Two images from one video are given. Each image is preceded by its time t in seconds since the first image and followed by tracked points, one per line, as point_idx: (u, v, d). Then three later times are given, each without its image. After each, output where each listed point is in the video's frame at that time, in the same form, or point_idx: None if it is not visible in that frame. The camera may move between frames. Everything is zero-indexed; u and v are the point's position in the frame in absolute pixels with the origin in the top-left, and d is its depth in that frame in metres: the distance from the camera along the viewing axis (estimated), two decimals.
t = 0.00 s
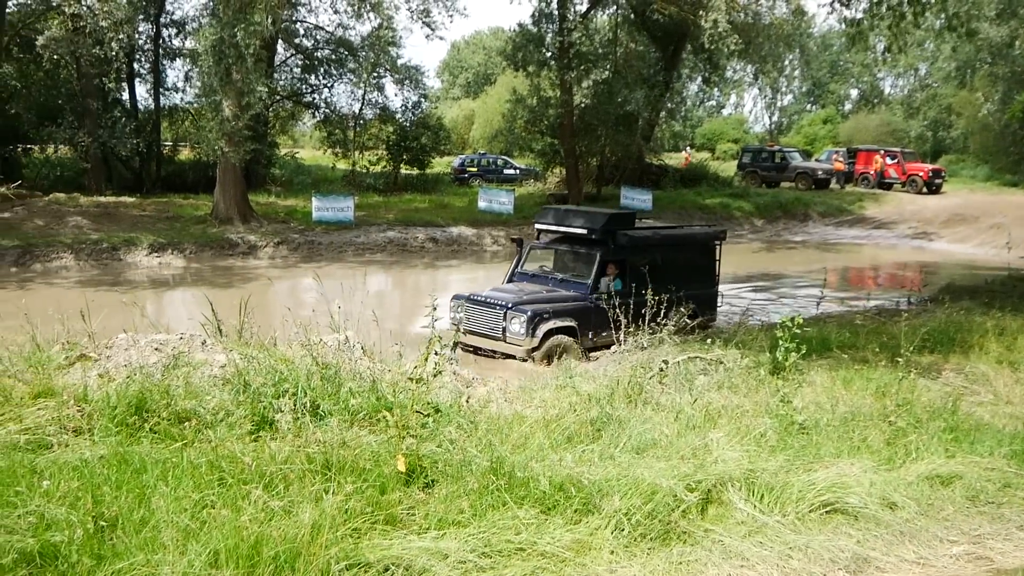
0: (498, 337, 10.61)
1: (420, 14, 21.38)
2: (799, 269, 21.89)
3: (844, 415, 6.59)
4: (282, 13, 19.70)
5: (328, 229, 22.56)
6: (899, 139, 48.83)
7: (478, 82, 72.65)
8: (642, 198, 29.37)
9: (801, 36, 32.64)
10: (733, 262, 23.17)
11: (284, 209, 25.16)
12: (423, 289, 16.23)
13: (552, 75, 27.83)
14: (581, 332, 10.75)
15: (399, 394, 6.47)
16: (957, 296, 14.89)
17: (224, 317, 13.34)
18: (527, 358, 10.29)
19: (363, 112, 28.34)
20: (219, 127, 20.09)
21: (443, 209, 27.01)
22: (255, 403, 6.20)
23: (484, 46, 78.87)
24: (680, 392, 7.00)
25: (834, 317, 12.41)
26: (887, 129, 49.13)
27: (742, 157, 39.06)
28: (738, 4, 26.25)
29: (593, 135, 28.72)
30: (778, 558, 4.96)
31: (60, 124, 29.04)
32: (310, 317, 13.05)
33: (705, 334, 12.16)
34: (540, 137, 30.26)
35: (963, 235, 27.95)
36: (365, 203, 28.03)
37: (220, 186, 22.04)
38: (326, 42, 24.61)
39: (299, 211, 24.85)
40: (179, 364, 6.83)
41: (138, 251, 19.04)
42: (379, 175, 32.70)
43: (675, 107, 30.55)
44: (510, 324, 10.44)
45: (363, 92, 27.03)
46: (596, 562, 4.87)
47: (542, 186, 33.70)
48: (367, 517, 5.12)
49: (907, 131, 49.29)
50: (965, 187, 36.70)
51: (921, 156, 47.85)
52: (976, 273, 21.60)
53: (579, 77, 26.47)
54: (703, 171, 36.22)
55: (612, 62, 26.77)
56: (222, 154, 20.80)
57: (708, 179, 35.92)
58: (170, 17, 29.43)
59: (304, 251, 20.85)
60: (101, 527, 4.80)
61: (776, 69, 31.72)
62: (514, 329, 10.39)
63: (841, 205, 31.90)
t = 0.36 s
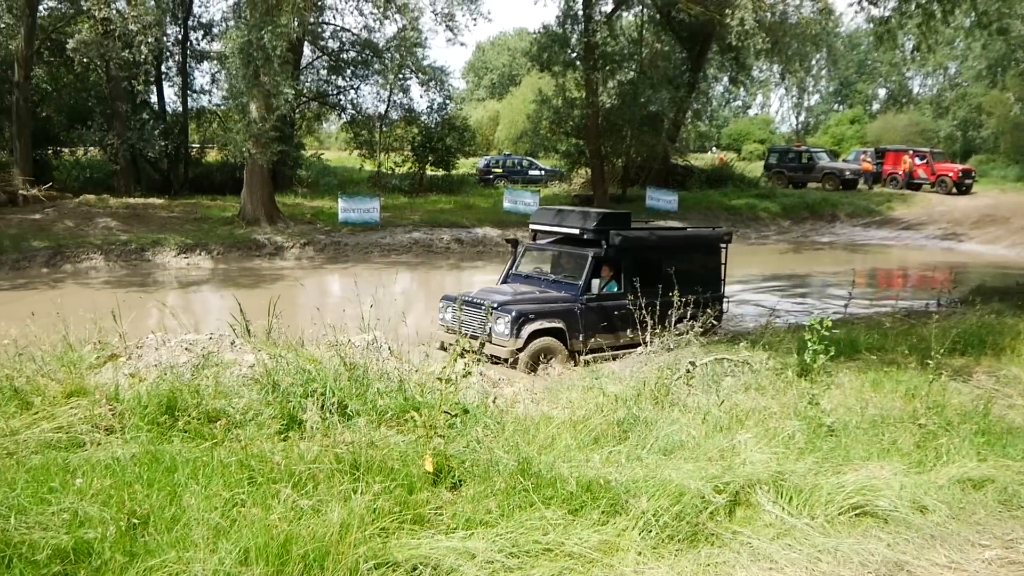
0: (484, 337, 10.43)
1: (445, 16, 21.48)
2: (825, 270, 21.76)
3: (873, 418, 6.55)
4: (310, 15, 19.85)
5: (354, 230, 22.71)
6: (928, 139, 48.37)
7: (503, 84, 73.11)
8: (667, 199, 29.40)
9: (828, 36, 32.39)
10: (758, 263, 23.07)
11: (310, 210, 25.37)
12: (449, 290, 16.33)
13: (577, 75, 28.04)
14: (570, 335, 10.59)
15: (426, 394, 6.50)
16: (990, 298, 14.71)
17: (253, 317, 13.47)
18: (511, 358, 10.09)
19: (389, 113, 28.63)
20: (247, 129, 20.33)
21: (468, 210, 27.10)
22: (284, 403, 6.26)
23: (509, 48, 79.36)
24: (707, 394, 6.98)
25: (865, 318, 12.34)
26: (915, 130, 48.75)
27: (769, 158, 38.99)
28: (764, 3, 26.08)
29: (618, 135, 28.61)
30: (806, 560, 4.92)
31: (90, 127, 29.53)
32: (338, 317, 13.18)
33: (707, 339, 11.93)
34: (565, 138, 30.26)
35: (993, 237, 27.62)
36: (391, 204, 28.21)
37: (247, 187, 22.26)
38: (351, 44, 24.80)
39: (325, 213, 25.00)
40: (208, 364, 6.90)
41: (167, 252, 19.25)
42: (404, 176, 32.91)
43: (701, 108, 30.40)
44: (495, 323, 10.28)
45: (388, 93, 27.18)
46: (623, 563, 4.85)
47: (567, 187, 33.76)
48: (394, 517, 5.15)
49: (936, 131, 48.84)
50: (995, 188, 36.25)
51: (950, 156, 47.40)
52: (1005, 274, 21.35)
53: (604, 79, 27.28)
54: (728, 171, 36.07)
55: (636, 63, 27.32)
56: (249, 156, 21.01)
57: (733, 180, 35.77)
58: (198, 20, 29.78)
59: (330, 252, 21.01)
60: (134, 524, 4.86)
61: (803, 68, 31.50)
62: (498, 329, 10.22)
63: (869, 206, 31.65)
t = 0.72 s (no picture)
0: (470, 338, 9.88)
1: (472, 19, 21.42)
2: (855, 270, 21.59)
3: (905, 419, 6.51)
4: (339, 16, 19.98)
5: (382, 230, 22.82)
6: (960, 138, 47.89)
7: (530, 84, 73.67)
8: (695, 200, 29.54)
9: (858, 34, 32.09)
10: (786, 263, 22.95)
11: (339, 211, 25.55)
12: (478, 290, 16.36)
13: (605, 75, 28.23)
14: (560, 335, 10.29)
15: (456, 393, 6.53)
16: None
17: (284, 316, 13.56)
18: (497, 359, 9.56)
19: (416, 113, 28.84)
20: (277, 129, 20.55)
21: (496, 210, 27.17)
22: (315, 402, 6.30)
23: (537, 48, 79.73)
24: (736, 395, 6.95)
25: (898, 319, 12.23)
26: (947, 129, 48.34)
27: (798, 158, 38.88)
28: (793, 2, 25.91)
29: (646, 135, 28.56)
30: (839, 563, 4.88)
31: (123, 128, 30.02)
32: (367, 317, 13.20)
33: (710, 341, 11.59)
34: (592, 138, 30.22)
35: None
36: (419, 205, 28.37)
37: (277, 188, 22.46)
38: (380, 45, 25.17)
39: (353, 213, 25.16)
40: (240, 363, 6.97)
41: (197, 252, 19.45)
42: (432, 177, 33.08)
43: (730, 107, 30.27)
44: (481, 325, 9.74)
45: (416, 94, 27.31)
46: (653, 564, 4.85)
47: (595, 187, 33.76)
48: (425, 515, 5.19)
49: (968, 130, 48.38)
50: None
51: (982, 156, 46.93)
52: None
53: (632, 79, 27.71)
54: (757, 171, 35.88)
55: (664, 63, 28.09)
56: (279, 157, 21.21)
57: (762, 179, 35.58)
58: (228, 21, 30.07)
59: (358, 253, 21.15)
60: (168, 520, 4.92)
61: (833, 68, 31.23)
62: (484, 330, 9.66)
63: (900, 207, 31.39)
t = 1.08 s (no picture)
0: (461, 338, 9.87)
1: (504, 19, 21.49)
2: (890, 272, 21.37)
3: (941, 424, 6.43)
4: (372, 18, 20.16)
5: (414, 231, 22.97)
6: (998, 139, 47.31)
7: (561, 85, 73.87)
8: (728, 200, 29.33)
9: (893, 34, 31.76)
10: (818, 265, 22.79)
11: (371, 211, 25.76)
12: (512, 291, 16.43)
13: (637, 75, 28.46)
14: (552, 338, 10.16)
15: (489, 393, 6.55)
16: None
17: (320, 315, 13.71)
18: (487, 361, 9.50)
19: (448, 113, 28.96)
20: (310, 130, 20.72)
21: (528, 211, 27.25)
22: (348, 400, 6.36)
23: (570, 49, 79.94)
24: (769, 397, 6.91)
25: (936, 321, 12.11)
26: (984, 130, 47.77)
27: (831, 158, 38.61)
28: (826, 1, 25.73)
29: (678, 136, 28.63)
30: (873, 567, 4.83)
31: (158, 128, 30.49)
32: (404, 318, 13.31)
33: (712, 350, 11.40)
34: (624, 138, 30.14)
35: None
36: (450, 205, 28.50)
37: (310, 187, 22.68)
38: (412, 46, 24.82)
39: (385, 213, 25.33)
40: (274, 362, 7.06)
41: (230, 251, 19.70)
42: (463, 177, 33.25)
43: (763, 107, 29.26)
44: (472, 325, 9.72)
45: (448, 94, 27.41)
46: (685, 566, 4.83)
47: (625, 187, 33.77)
48: (457, 515, 5.22)
49: (1007, 131, 47.75)
50: None
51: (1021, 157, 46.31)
52: None
53: (665, 78, 28.12)
54: (790, 172, 35.63)
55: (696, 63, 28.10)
56: (311, 157, 21.39)
57: (795, 180, 35.34)
58: (262, 23, 30.43)
59: (390, 253, 21.29)
60: (204, 516, 4.99)
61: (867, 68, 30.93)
62: (474, 331, 9.65)
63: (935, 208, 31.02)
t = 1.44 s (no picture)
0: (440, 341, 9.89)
1: (529, 19, 21.54)
2: (918, 274, 21.19)
3: (969, 427, 6.39)
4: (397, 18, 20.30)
5: (439, 231, 23.06)
6: None
7: (586, 86, 74.08)
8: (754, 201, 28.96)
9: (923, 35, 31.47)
10: (845, 267, 22.65)
11: (397, 211, 25.90)
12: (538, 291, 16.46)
13: (663, 76, 28.59)
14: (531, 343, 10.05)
15: (513, 394, 6.57)
16: None
17: (347, 315, 13.81)
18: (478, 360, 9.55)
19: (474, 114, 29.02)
20: (335, 130, 20.83)
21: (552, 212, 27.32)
22: (373, 400, 6.41)
23: (595, 51, 80.16)
24: (795, 399, 6.88)
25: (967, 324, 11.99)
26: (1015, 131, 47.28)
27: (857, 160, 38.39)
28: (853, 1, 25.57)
29: (704, 137, 28.62)
30: (899, 571, 4.79)
31: (185, 128, 30.86)
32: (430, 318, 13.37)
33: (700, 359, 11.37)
34: (649, 139, 30.09)
35: None
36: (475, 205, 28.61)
37: (335, 187, 22.81)
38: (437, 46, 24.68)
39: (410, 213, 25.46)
40: (300, 361, 7.12)
41: (256, 251, 19.88)
42: (488, 178, 33.39)
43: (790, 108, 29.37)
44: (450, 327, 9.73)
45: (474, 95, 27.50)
46: (710, 568, 4.82)
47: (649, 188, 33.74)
48: (481, 514, 5.24)
49: None
50: None
51: None
52: None
53: (690, 80, 28.01)
54: (816, 173, 35.40)
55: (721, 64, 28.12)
56: (336, 157, 21.42)
57: (821, 182, 35.10)
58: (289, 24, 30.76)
59: (414, 253, 21.38)
60: (230, 514, 5.05)
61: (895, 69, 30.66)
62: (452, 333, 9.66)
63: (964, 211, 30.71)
